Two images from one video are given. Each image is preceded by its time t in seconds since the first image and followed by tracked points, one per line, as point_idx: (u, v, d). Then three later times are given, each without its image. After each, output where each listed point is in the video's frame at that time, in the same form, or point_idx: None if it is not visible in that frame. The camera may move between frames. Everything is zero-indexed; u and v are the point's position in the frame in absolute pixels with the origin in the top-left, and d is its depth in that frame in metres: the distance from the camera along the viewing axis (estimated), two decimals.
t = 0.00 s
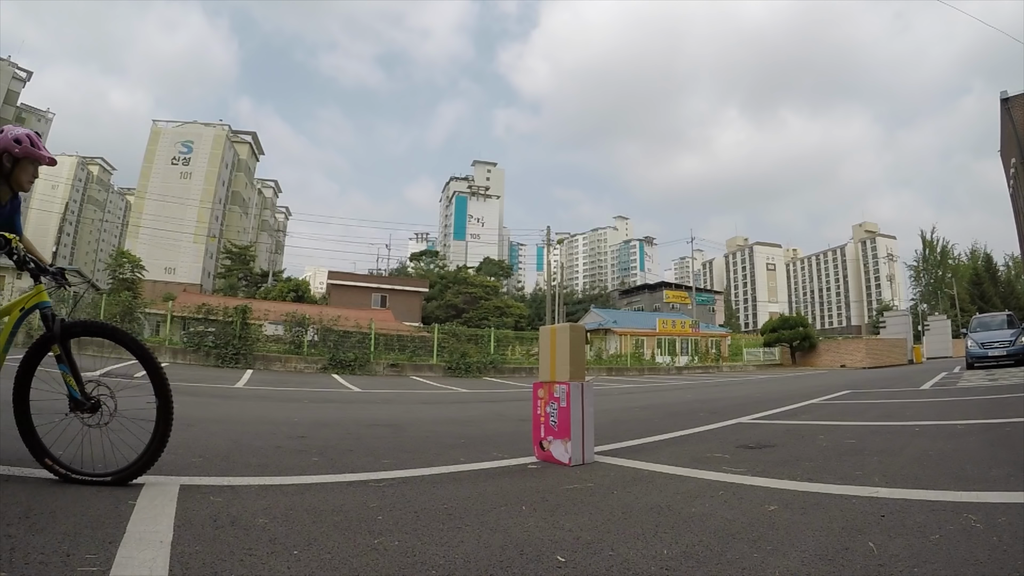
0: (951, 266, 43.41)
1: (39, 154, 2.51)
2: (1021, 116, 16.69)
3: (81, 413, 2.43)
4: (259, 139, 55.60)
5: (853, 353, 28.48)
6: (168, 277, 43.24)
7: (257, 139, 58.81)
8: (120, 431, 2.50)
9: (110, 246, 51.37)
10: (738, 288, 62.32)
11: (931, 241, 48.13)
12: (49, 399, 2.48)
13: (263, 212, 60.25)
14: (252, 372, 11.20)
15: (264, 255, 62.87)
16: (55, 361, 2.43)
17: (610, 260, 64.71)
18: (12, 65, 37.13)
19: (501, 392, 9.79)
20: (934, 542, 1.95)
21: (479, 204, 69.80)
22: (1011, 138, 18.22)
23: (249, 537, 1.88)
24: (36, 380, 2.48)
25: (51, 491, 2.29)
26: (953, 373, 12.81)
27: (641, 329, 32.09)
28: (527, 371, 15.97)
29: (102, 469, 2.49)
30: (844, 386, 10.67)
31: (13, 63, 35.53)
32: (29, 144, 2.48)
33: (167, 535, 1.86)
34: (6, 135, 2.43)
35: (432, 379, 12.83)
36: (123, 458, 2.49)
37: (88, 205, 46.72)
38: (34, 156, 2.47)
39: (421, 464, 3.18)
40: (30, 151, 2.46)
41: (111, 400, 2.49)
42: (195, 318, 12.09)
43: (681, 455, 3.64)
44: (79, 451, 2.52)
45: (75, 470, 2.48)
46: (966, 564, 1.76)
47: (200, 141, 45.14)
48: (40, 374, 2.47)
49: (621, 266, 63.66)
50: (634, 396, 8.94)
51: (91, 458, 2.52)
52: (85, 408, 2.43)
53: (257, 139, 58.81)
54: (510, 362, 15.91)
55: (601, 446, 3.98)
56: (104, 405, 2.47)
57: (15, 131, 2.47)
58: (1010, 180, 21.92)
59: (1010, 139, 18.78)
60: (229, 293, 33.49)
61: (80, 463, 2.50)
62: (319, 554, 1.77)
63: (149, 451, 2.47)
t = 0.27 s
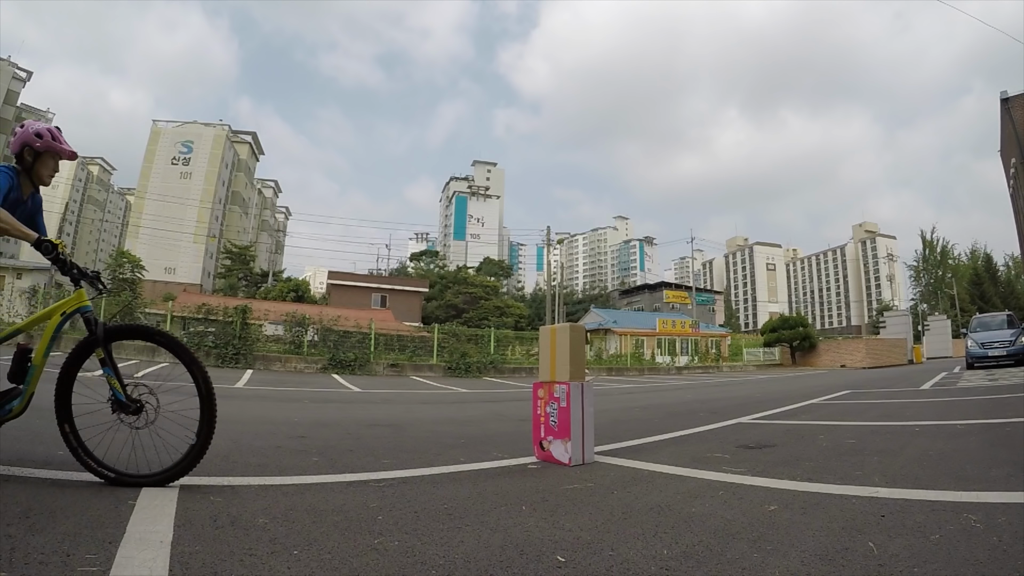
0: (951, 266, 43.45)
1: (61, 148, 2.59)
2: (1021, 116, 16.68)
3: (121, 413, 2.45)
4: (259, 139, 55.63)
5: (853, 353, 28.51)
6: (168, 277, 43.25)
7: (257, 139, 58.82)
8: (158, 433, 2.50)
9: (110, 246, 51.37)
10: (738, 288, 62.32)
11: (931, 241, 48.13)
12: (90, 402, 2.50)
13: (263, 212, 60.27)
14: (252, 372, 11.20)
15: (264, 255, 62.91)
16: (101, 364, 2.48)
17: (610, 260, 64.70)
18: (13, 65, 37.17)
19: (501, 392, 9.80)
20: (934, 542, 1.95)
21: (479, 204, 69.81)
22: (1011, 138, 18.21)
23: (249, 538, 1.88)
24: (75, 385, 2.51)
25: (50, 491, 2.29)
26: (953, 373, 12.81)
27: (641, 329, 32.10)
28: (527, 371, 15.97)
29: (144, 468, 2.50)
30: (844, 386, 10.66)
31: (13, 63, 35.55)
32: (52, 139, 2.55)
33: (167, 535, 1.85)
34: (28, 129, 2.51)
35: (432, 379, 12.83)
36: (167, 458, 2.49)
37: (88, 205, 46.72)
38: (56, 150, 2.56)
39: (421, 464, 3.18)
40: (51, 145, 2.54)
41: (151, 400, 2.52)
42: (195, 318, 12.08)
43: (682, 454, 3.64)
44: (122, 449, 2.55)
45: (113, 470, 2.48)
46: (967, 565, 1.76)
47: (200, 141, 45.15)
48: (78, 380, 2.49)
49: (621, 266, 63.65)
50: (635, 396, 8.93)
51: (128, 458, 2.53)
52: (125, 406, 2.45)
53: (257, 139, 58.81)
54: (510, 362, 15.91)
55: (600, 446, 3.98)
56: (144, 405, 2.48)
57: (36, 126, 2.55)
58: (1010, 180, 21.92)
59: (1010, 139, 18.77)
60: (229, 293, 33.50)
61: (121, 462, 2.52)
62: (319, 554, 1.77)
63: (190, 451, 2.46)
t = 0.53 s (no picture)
0: (951, 266, 43.50)
1: (81, 139, 2.59)
2: (1021, 115, 16.69)
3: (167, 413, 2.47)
4: (259, 139, 55.66)
5: (853, 353, 28.53)
6: (168, 277, 43.25)
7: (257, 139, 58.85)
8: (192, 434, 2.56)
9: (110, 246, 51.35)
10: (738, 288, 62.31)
11: (931, 241, 48.19)
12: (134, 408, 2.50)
13: (263, 212, 60.29)
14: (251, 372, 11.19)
15: (264, 255, 62.94)
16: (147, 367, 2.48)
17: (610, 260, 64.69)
18: (13, 65, 37.20)
19: (501, 392, 9.79)
20: (935, 543, 1.95)
21: (479, 204, 69.82)
22: (1011, 138, 18.21)
23: (249, 538, 1.88)
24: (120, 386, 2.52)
25: (50, 490, 2.29)
26: (953, 373, 12.81)
27: (641, 329, 32.12)
28: (527, 371, 15.97)
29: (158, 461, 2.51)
30: (844, 386, 10.65)
31: (13, 63, 35.57)
32: (72, 128, 2.54)
33: (167, 535, 1.85)
34: (50, 118, 2.51)
35: (432, 379, 12.82)
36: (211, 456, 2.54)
37: (88, 204, 46.70)
38: (76, 139, 2.55)
39: (421, 464, 3.18)
40: (71, 134, 2.53)
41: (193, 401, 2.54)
42: (195, 318, 12.08)
43: (682, 454, 3.64)
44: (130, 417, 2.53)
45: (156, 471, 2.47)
46: (966, 564, 1.76)
47: (200, 141, 45.17)
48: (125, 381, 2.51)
49: (621, 266, 63.63)
50: (635, 396, 8.93)
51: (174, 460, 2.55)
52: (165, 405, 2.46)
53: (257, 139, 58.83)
54: (510, 362, 15.91)
55: (600, 446, 3.98)
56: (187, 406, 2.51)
57: (58, 115, 2.55)
58: (1010, 180, 21.92)
59: (1010, 139, 18.78)
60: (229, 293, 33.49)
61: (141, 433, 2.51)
62: (319, 554, 1.77)
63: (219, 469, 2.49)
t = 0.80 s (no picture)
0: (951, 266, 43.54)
1: (108, 125, 2.58)
2: (1021, 115, 16.70)
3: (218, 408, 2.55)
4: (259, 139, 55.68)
5: (853, 353, 28.54)
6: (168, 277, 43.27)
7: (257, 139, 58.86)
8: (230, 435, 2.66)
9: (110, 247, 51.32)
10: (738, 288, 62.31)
11: (931, 241, 48.22)
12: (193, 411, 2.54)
13: (263, 212, 60.31)
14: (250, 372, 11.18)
15: (264, 255, 62.94)
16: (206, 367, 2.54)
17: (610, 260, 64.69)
18: (13, 65, 37.25)
19: (501, 392, 9.79)
20: (934, 542, 1.95)
21: (479, 204, 69.83)
22: (1011, 138, 18.21)
23: (249, 537, 1.88)
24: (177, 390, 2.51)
25: (50, 491, 2.28)
26: (953, 373, 12.81)
27: (641, 329, 32.14)
28: (527, 371, 15.97)
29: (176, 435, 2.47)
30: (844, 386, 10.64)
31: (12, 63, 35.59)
32: (99, 114, 2.54)
33: (167, 535, 1.85)
34: (79, 102, 2.51)
35: (432, 379, 12.82)
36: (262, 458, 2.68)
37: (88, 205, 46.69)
38: (104, 125, 2.56)
39: (422, 464, 3.18)
40: (99, 120, 2.53)
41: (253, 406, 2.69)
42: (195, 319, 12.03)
43: (682, 455, 3.64)
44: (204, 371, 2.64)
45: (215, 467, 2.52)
46: (967, 565, 1.76)
47: (200, 141, 45.18)
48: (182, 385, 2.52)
49: (621, 266, 63.63)
50: (635, 396, 8.93)
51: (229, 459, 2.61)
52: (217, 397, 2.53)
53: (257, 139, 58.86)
54: (510, 362, 15.92)
55: (600, 446, 3.98)
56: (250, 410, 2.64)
57: (85, 100, 2.54)
58: (1010, 180, 21.92)
59: (1009, 139, 18.78)
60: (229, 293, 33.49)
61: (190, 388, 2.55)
62: (318, 555, 1.76)
63: (237, 477, 2.57)
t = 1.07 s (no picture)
0: (950, 266, 43.62)
1: (130, 115, 2.65)
2: (1021, 116, 16.71)
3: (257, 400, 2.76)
4: (259, 139, 55.65)
5: (853, 353, 28.59)
6: (168, 277, 43.31)
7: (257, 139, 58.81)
8: (253, 411, 2.82)
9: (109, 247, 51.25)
10: (738, 288, 62.34)
11: (931, 242, 48.31)
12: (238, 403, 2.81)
13: (263, 212, 60.29)
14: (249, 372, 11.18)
15: (264, 255, 62.94)
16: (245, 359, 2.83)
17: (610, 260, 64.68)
18: (12, 64, 37.24)
19: (501, 392, 9.79)
20: (934, 542, 1.95)
21: (479, 204, 69.83)
22: (1011, 138, 18.22)
23: (249, 538, 1.88)
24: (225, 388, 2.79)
25: (50, 491, 2.28)
26: (953, 373, 12.81)
27: (641, 329, 32.16)
28: (527, 371, 15.97)
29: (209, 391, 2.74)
30: (844, 386, 10.65)
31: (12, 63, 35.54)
32: (121, 105, 2.60)
33: (167, 535, 1.85)
34: (100, 95, 2.56)
35: (433, 379, 12.82)
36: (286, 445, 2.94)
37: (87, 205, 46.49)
38: (125, 115, 2.62)
39: (422, 464, 3.18)
40: (121, 110, 2.60)
41: (289, 408, 2.92)
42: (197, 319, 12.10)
43: (681, 454, 3.64)
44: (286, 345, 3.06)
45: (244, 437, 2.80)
46: (968, 565, 1.75)
47: (200, 141, 45.19)
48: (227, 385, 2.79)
49: (621, 266, 63.62)
50: (635, 396, 8.92)
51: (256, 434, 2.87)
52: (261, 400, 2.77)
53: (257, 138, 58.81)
54: (510, 362, 15.92)
55: (600, 446, 3.98)
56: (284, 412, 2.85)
57: (106, 92, 2.59)
58: (1010, 180, 21.92)
59: (1009, 138, 18.78)
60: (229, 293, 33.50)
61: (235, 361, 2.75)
62: (319, 554, 1.76)
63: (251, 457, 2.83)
